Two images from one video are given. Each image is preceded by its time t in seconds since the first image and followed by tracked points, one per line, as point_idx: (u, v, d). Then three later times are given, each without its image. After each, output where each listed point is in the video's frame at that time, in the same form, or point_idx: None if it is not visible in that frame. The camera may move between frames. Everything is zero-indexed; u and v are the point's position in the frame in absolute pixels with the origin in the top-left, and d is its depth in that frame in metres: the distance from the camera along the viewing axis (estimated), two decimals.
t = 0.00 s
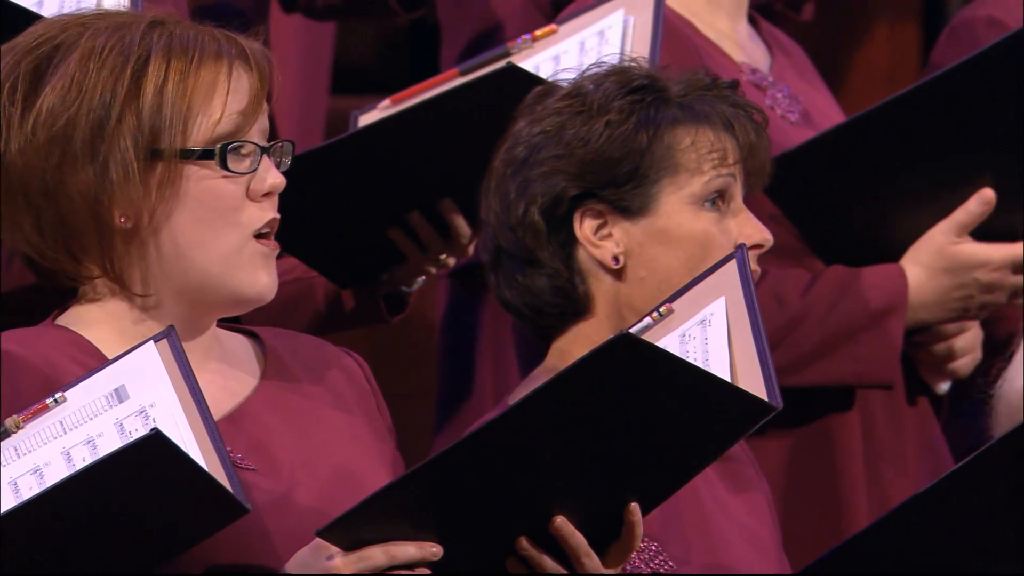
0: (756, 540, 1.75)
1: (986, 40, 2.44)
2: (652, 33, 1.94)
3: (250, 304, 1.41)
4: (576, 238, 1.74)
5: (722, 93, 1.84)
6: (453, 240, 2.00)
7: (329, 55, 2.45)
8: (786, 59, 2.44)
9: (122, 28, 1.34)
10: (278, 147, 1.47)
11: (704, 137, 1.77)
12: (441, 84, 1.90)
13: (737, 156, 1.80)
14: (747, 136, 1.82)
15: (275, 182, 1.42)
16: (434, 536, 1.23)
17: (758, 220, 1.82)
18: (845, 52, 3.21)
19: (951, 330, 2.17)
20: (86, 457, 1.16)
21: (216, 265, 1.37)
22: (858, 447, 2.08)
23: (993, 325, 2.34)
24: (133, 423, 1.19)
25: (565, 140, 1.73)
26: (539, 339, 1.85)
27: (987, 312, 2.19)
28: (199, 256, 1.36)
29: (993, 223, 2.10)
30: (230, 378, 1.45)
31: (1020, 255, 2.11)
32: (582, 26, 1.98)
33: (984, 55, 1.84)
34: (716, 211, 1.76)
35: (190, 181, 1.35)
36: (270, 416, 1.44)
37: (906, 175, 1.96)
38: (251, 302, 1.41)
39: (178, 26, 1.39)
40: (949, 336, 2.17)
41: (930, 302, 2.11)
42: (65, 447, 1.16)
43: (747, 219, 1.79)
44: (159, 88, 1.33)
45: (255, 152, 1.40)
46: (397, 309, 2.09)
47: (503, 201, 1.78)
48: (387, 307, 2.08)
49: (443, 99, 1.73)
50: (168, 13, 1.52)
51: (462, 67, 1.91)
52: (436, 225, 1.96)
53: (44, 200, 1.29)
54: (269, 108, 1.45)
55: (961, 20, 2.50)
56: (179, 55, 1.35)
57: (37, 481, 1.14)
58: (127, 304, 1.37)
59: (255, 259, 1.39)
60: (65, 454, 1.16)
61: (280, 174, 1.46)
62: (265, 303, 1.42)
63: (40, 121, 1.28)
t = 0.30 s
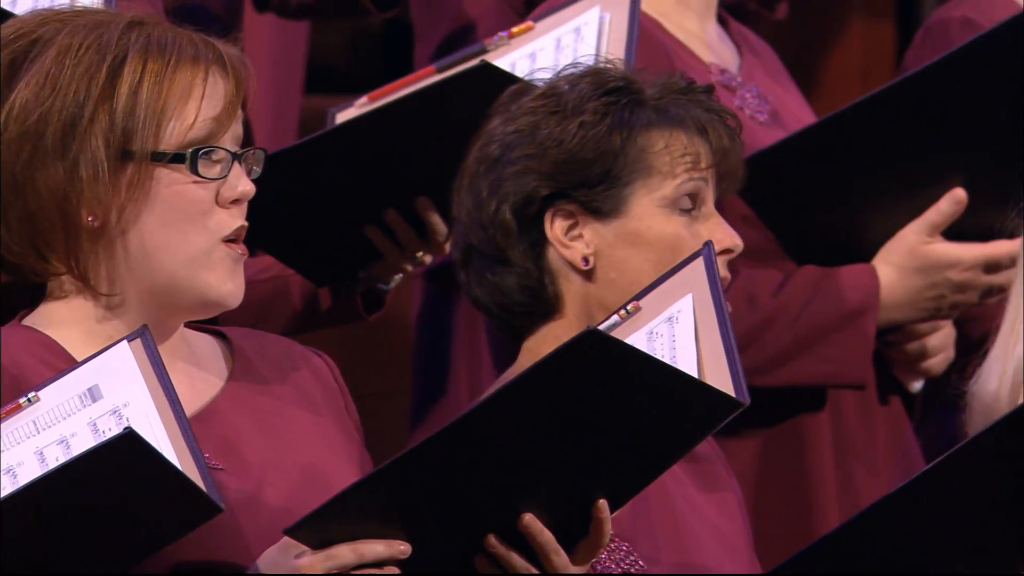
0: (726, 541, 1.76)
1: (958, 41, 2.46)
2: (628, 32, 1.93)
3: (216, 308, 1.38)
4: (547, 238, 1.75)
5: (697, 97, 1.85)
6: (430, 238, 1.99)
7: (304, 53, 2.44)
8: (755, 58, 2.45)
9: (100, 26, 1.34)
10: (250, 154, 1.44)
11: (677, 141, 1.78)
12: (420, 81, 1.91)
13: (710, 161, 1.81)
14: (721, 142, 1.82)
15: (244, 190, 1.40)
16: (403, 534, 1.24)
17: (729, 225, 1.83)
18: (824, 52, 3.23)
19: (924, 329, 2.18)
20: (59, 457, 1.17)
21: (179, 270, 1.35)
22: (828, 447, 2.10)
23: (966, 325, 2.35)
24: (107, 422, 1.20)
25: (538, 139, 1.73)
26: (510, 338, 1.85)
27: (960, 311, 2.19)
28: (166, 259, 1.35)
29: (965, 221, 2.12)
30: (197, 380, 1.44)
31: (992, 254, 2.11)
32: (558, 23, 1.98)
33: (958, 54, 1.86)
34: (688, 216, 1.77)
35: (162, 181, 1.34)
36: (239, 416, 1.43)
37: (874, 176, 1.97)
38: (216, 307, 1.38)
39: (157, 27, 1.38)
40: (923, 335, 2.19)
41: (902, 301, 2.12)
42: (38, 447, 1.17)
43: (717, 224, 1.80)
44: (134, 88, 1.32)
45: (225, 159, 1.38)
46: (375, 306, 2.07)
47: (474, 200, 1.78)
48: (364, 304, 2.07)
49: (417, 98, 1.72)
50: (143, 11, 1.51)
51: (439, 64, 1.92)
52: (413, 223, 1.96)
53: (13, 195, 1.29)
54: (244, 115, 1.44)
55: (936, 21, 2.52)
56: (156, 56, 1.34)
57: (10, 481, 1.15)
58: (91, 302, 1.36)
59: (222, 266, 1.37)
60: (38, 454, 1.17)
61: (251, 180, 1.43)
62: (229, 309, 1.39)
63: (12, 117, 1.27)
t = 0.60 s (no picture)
0: (698, 539, 1.77)
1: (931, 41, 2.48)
2: (602, 31, 1.95)
3: (179, 311, 1.39)
4: (517, 238, 1.75)
5: (666, 97, 1.86)
6: (405, 237, 1.99)
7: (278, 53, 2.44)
8: (725, 59, 2.46)
9: (71, 24, 1.33)
10: (219, 160, 1.45)
11: (647, 141, 1.78)
12: (394, 78, 1.92)
13: (679, 160, 1.82)
14: (690, 140, 1.84)
15: (211, 194, 1.41)
16: (371, 532, 1.24)
17: (699, 226, 1.83)
18: (801, 52, 3.24)
19: (900, 328, 2.20)
20: (31, 456, 1.18)
21: (144, 273, 1.35)
22: (799, 445, 2.11)
23: (941, 324, 2.36)
24: (79, 421, 1.21)
25: (508, 139, 1.74)
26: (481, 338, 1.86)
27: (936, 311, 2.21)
28: (130, 261, 1.34)
29: (942, 220, 2.12)
30: (163, 383, 1.44)
31: (969, 254, 2.12)
32: (532, 22, 1.98)
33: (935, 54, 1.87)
34: (658, 216, 1.78)
35: (130, 183, 1.33)
36: (204, 418, 1.43)
37: (845, 176, 1.99)
38: (179, 309, 1.39)
39: (129, 28, 1.37)
40: (898, 334, 2.21)
41: (878, 301, 2.13)
42: (10, 446, 1.18)
43: (686, 224, 1.80)
44: (104, 89, 1.32)
45: (193, 163, 1.38)
46: (350, 305, 2.07)
47: (444, 199, 1.78)
48: (340, 304, 2.07)
49: (390, 97, 1.72)
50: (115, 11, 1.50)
51: (414, 63, 1.92)
52: (388, 221, 1.96)
53: None
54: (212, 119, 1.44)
55: (909, 22, 2.54)
56: (127, 57, 1.34)
57: None
58: (55, 301, 1.36)
59: (186, 265, 1.37)
60: (10, 453, 1.18)
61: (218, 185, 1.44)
62: (193, 309, 1.40)
63: None
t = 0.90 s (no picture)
0: (673, 537, 1.79)
1: (906, 41, 2.49)
2: (577, 31, 1.96)
3: (143, 316, 1.38)
4: (492, 237, 1.75)
5: (639, 94, 1.87)
6: (381, 235, 1.98)
7: (252, 53, 2.43)
8: (697, 59, 2.47)
9: (41, 24, 1.33)
10: (185, 163, 1.44)
11: (621, 139, 1.79)
12: (369, 78, 1.92)
13: (653, 158, 1.83)
14: (664, 137, 1.85)
15: (178, 197, 1.40)
16: (340, 532, 1.24)
17: (675, 224, 1.84)
18: (777, 52, 3.25)
19: (879, 325, 2.21)
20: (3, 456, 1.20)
21: (109, 275, 1.34)
22: (773, 444, 2.13)
23: (916, 323, 2.37)
24: (51, 422, 1.22)
25: (482, 138, 1.74)
26: (456, 337, 1.86)
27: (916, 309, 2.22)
28: (94, 263, 1.34)
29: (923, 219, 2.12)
30: (130, 386, 1.42)
31: (950, 253, 2.12)
32: (506, 21, 1.98)
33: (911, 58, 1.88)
34: (633, 212, 1.79)
35: (98, 183, 1.33)
36: (173, 418, 1.43)
37: (821, 179, 1.99)
38: (142, 315, 1.38)
39: (99, 29, 1.37)
40: (878, 331, 2.21)
41: (856, 300, 2.15)
42: None
43: (661, 220, 1.81)
44: (74, 88, 1.32)
45: (162, 163, 1.37)
46: (325, 306, 2.04)
47: (419, 199, 1.78)
48: (316, 304, 2.05)
49: (366, 96, 1.73)
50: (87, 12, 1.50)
51: (389, 62, 1.93)
52: (364, 220, 1.96)
53: None
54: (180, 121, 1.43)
55: (884, 22, 2.55)
56: (97, 56, 1.34)
57: None
58: (20, 301, 1.35)
59: (148, 271, 1.36)
60: None
61: (185, 187, 1.43)
62: (156, 315, 1.39)
63: None
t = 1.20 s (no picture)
0: (650, 536, 1.79)
1: (878, 42, 2.51)
2: (551, 31, 1.97)
3: (112, 316, 1.38)
4: (470, 237, 1.75)
5: (611, 87, 1.86)
6: (356, 235, 1.99)
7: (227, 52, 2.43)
8: (670, 59, 2.49)
9: (10, 23, 1.32)
10: (154, 163, 1.44)
11: (595, 133, 1.79)
12: (343, 77, 1.93)
13: (627, 152, 1.83)
14: (639, 132, 1.84)
15: (148, 197, 1.40)
16: (310, 530, 1.25)
17: (651, 217, 1.85)
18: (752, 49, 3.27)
19: (858, 325, 2.24)
20: None
21: (77, 277, 1.34)
22: (746, 442, 2.14)
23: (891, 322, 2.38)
24: (25, 423, 1.24)
25: (456, 138, 1.73)
26: (434, 335, 1.86)
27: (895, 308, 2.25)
28: (63, 264, 1.34)
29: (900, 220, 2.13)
30: (100, 385, 1.42)
31: (928, 254, 2.14)
32: (481, 20, 1.98)
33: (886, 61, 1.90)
34: (609, 207, 1.79)
35: (67, 184, 1.33)
36: (144, 420, 1.43)
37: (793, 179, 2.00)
38: (109, 316, 1.38)
39: (69, 28, 1.37)
40: (857, 330, 2.24)
41: (836, 300, 2.16)
42: None
43: (638, 214, 1.82)
44: (42, 88, 1.31)
45: (131, 164, 1.37)
46: (300, 304, 2.06)
47: (396, 201, 1.78)
48: (290, 302, 2.06)
49: (340, 96, 1.74)
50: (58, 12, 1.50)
51: (363, 61, 1.94)
52: (341, 223, 1.97)
53: None
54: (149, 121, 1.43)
55: (858, 22, 2.56)
56: (66, 57, 1.34)
57: None
58: None
59: (117, 272, 1.36)
60: None
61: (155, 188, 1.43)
62: (125, 315, 1.39)
63: None
